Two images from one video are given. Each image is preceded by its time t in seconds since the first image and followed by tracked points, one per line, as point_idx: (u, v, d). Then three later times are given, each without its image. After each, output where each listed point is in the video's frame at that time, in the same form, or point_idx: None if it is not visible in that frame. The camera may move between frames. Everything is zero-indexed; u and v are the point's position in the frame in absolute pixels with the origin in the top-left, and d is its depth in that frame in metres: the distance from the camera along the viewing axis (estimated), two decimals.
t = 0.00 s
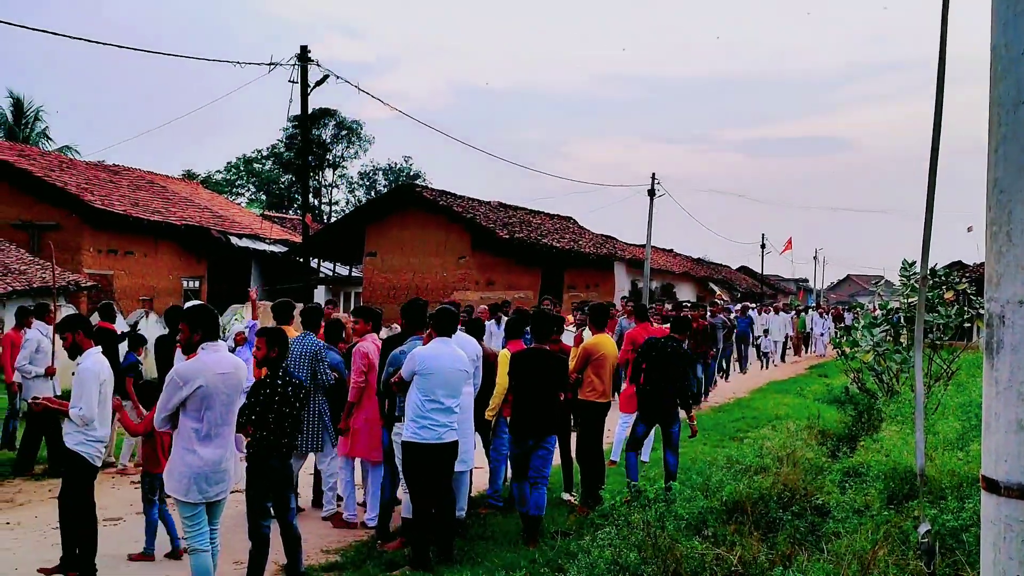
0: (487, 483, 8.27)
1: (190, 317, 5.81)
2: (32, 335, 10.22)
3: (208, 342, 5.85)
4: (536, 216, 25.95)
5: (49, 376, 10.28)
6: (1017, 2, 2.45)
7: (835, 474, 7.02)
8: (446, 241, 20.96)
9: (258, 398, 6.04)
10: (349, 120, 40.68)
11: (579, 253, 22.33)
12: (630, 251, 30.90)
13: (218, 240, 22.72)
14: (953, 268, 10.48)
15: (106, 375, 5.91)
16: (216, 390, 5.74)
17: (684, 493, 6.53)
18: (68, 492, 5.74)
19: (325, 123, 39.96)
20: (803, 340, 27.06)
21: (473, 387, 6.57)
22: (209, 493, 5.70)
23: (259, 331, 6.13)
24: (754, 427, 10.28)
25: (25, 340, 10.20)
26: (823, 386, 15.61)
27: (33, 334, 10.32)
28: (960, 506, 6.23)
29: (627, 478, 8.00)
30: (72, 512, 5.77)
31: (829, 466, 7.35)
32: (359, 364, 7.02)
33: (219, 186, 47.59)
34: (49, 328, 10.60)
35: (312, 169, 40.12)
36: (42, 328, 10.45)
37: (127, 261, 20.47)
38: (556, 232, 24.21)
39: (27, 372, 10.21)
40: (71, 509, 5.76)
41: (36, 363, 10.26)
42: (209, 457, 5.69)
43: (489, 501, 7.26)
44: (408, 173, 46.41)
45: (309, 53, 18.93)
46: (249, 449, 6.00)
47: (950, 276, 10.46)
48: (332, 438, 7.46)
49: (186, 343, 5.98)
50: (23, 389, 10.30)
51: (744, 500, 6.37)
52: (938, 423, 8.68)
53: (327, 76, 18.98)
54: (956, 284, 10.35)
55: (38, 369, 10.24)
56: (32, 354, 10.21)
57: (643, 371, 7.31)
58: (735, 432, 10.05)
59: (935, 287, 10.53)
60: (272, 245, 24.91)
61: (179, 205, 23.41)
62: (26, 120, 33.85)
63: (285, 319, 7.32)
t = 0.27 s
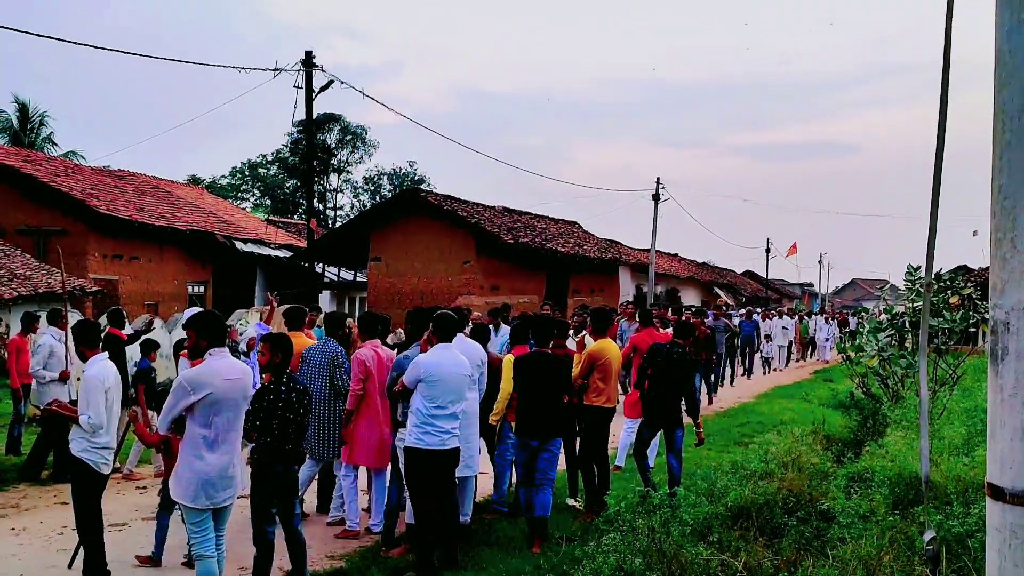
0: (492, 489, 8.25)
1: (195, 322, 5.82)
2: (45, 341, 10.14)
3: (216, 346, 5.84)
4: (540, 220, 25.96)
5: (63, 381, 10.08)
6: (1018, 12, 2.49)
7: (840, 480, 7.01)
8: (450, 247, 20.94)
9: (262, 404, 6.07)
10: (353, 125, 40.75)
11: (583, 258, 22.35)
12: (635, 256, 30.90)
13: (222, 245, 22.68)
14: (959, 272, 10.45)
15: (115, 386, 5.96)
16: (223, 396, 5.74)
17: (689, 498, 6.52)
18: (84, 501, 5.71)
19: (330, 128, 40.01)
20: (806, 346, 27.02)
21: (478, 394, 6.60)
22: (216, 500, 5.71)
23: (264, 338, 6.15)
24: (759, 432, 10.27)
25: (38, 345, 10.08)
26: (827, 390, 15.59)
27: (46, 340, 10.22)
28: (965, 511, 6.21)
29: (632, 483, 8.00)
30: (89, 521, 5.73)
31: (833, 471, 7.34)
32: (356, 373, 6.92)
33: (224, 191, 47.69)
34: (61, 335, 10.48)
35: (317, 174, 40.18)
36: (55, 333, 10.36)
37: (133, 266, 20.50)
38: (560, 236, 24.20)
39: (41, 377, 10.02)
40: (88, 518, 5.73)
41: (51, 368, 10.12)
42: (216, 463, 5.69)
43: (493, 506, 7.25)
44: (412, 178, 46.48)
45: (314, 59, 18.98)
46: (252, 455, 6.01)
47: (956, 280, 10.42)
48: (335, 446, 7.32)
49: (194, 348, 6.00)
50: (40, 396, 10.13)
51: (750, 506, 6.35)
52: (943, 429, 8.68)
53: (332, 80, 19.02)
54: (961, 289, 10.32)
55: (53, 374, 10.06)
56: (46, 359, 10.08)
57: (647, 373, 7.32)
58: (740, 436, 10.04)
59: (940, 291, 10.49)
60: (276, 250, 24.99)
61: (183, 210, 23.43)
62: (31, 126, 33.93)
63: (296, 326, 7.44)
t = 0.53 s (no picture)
0: (496, 495, 8.27)
1: (201, 330, 5.83)
2: (56, 348, 10.14)
3: (221, 354, 5.86)
4: (543, 226, 25.98)
5: (75, 387, 10.07)
6: None
7: (846, 487, 6.99)
8: (454, 254, 20.97)
9: (265, 411, 6.07)
10: (357, 132, 40.82)
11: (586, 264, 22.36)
12: (638, 262, 30.91)
13: (227, 251, 22.70)
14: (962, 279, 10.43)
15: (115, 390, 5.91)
16: (230, 404, 5.74)
17: (693, 505, 6.51)
18: (89, 505, 5.75)
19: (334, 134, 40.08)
20: (810, 352, 26.99)
21: (481, 401, 6.61)
22: (222, 507, 5.71)
23: (269, 346, 6.16)
24: (764, 439, 10.27)
25: (50, 352, 10.08)
26: (831, 397, 15.60)
27: (58, 347, 10.22)
28: (970, 518, 6.20)
29: (637, 490, 7.99)
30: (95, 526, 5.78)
31: (838, 478, 7.33)
32: (347, 382, 6.82)
33: (228, 198, 47.79)
34: (73, 343, 10.51)
35: (321, 181, 40.25)
36: (65, 341, 10.36)
37: (137, 273, 20.52)
38: (564, 242, 24.22)
39: (54, 384, 10.00)
40: (94, 522, 5.77)
41: (62, 375, 10.09)
42: (222, 471, 5.69)
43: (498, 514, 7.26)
44: (416, 184, 46.55)
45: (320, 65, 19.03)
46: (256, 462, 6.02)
47: (959, 287, 10.40)
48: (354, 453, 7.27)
49: (199, 355, 6.00)
50: (52, 402, 10.15)
51: (754, 513, 6.35)
52: (948, 436, 8.68)
53: (337, 87, 19.07)
54: (965, 295, 10.30)
55: (65, 381, 10.03)
56: (58, 366, 10.07)
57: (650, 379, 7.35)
58: (745, 444, 10.04)
59: (945, 297, 10.47)
60: (280, 256, 25.02)
61: (188, 217, 23.46)
62: (36, 133, 34.01)
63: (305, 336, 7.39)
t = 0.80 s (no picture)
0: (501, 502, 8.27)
1: (207, 338, 5.85)
2: (68, 354, 9.98)
3: (228, 362, 5.87)
4: (548, 233, 26.01)
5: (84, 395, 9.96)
6: None
7: (852, 494, 6.97)
8: (461, 262, 21.11)
9: (269, 419, 6.08)
10: (363, 138, 40.88)
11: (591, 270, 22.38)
12: (644, 268, 30.88)
13: (232, 258, 22.74)
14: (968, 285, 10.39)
15: (118, 394, 5.85)
16: (237, 412, 5.74)
17: (699, 513, 6.49)
18: (95, 510, 5.79)
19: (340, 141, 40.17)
20: (814, 359, 26.94)
21: (486, 408, 6.61)
22: (229, 515, 5.71)
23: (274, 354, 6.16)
24: (769, 446, 10.26)
25: (61, 358, 9.92)
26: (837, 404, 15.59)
27: (69, 353, 10.03)
28: (977, 526, 6.18)
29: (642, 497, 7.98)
30: (102, 530, 5.82)
31: (844, 486, 7.31)
32: (342, 389, 6.85)
33: (234, 205, 47.89)
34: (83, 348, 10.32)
35: (326, 187, 40.32)
36: (77, 346, 10.15)
37: (142, 280, 20.56)
38: (568, 248, 24.24)
39: (62, 391, 9.82)
40: (100, 527, 5.82)
41: (71, 382, 9.92)
42: (229, 479, 5.69)
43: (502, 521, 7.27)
44: (421, 191, 46.62)
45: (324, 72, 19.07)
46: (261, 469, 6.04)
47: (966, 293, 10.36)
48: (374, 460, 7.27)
49: (205, 363, 6.01)
50: (60, 408, 9.98)
51: (760, 521, 6.33)
52: (954, 443, 8.67)
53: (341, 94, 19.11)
54: (972, 302, 10.26)
55: (74, 388, 9.87)
56: (68, 373, 9.90)
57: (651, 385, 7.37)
58: (750, 451, 10.03)
59: (951, 304, 10.44)
60: (286, 263, 25.06)
61: (194, 223, 23.52)
62: (42, 139, 34.11)
63: (317, 341, 7.36)
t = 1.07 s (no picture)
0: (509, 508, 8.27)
1: (215, 343, 5.86)
2: (79, 361, 9.63)
3: (235, 368, 5.87)
4: (555, 238, 26.05)
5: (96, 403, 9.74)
6: None
7: (859, 500, 6.95)
8: (467, 266, 21.17)
9: (274, 425, 6.08)
10: (370, 144, 40.96)
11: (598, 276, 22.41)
12: (650, 273, 30.87)
13: (240, 263, 22.80)
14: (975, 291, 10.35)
15: (132, 398, 5.86)
16: (245, 417, 5.73)
17: (706, 518, 6.47)
18: (105, 516, 5.80)
19: (347, 147, 40.29)
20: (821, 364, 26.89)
21: (495, 414, 6.61)
22: (236, 521, 5.71)
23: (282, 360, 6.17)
24: (776, 452, 10.25)
25: (72, 365, 9.60)
26: (846, 410, 15.58)
27: (80, 359, 9.70)
28: (985, 533, 6.15)
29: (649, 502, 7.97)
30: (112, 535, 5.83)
31: (852, 492, 7.29)
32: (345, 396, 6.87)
33: (241, 210, 48.04)
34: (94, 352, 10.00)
35: (334, 193, 40.39)
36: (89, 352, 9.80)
37: (151, 285, 20.61)
38: (575, 254, 24.27)
39: (73, 398, 9.60)
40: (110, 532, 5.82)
41: (83, 389, 9.66)
42: (236, 484, 5.69)
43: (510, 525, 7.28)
44: (429, 197, 46.71)
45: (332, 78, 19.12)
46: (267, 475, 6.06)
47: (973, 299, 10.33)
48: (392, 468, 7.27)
49: (213, 368, 6.02)
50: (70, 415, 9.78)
51: (768, 527, 6.31)
52: (963, 449, 8.67)
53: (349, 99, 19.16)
54: (980, 309, 10.22)
55: (85, 396, 9.64)
56: (79, 381, 9.61)
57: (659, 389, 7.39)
58: (758, 457, 10.02)
59: (959, 310, 10.42)
60: (293, 268, 25.11)
61: (201, 229, 23.58)
62: (51, 145, 34.22)
63: (323, 346, 7.40)
